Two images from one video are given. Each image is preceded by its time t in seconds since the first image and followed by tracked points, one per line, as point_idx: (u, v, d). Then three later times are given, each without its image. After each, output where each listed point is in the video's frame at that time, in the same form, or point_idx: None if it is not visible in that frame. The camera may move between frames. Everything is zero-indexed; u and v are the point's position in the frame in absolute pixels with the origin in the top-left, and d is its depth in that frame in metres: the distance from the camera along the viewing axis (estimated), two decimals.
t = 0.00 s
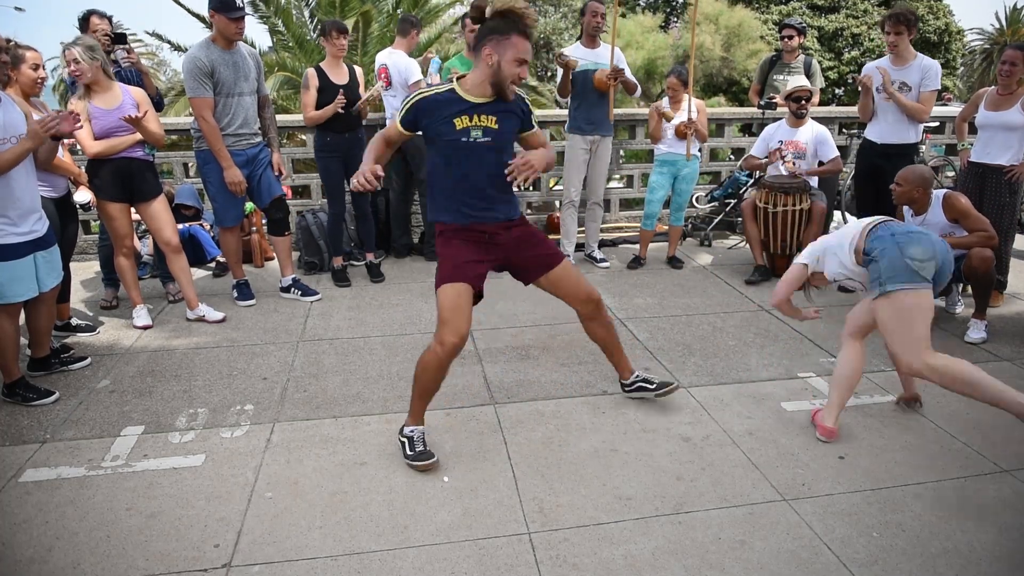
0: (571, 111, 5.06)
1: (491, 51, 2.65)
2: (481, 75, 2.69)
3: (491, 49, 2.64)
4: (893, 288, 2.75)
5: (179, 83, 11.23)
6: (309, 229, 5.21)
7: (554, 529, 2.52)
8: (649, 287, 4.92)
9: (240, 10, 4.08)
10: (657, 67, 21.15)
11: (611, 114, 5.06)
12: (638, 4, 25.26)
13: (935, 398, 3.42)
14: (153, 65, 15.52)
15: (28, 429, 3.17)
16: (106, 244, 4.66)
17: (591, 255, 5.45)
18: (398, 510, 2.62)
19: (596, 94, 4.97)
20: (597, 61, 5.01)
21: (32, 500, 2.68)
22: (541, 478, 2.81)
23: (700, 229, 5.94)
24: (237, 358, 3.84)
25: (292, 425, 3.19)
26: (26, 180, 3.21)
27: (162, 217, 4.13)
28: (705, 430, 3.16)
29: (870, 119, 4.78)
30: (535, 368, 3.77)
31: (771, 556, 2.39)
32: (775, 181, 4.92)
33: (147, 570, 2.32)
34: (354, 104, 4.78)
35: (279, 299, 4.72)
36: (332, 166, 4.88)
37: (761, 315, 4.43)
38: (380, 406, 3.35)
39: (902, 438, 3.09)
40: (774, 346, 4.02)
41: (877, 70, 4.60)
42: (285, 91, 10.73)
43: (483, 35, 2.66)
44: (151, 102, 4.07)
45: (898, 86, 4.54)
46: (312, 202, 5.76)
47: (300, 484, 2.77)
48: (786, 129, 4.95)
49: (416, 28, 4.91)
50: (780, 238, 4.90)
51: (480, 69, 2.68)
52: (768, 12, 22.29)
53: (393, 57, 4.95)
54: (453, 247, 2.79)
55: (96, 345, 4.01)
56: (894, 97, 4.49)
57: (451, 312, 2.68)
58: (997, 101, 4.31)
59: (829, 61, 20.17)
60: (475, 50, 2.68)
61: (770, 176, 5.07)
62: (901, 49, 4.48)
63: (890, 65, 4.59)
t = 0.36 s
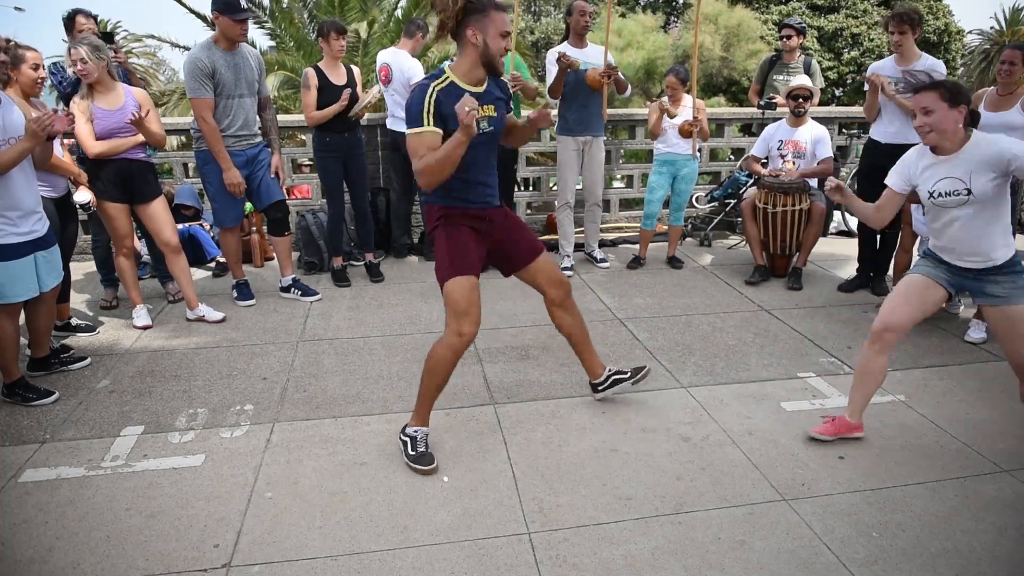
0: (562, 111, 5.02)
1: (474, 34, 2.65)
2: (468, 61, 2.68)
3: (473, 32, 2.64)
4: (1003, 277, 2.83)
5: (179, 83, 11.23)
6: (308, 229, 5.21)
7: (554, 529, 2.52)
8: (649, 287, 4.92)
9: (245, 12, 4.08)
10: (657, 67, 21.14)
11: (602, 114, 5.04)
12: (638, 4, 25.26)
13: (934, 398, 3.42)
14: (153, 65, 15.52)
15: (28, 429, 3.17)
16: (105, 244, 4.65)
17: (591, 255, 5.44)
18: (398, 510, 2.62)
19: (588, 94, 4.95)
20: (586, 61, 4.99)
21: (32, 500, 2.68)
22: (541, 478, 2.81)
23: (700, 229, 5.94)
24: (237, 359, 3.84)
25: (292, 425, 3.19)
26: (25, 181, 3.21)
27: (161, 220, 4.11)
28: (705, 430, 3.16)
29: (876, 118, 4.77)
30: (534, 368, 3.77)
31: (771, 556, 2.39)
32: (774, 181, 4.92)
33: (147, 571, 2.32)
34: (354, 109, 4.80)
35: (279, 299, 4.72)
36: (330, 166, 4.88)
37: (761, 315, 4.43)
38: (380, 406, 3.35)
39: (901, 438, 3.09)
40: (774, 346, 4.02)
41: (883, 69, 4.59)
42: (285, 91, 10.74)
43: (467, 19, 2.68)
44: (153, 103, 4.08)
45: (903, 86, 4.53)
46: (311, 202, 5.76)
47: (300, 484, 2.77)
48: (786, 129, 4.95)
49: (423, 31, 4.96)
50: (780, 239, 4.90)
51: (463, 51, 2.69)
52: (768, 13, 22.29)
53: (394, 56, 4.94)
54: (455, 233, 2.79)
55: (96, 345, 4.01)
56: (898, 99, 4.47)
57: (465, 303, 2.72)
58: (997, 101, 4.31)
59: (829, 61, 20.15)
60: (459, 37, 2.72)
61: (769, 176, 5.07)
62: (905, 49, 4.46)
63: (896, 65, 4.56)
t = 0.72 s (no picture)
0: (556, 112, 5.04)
1: (524, 84, 2.92)
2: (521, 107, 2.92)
3: (526, 82, 2.92)
4: (999, 287, 2.74)
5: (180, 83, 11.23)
6: (309, 229, 5.22)
7: (554, 529, 2.52)
8: (649, 287, 4.92)
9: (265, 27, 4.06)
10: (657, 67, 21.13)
11: (596, 115, 5.03)
12: (639, 4, 25.26)
13: (935, 398, 3.42)
14: (154, 64, 15.52)
15: (28, 429, 3.17)
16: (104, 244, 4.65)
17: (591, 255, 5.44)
18: (398, 510, 2.62)
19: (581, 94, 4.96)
20: (579, 61, 5.00)
21: (32, 500, 2.68)
22: (541, 478, 2.81)
23: (700, 229, 5.93)
24: (237, 358, 3.85)
25: (292, 425, 3.19)
26: (26, 180, 3.21)
27: (162, 219, 4.09)
28: (705, 430, 3.16)
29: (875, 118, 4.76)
30: (534, 367, 3.77)
31: (771, 556, 2.39)
32: (774, 181, 4.92)
33: (147, 571, 2.32)
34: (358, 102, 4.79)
35: (279, 299, 4.72)
36: (334, 166, 4.87)
37: (761, 315, 4.43)
38: (380, 406, 3.35)
39: (902, 438, 3.09)
40: (774, 346, 4.02)
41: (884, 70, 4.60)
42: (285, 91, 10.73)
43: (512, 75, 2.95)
44: (152, 101, 4.10)
45: (902, 86, 4.53)
46: (312, 202, 5.76)
47: (300, 484, 2.77)
48: (786, 129, 4.95)
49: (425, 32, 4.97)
50: (780, 238, 4.89)
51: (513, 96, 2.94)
52: (768, 13, 22.28)
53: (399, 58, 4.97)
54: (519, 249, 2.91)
55: (96, 345, 4.01)
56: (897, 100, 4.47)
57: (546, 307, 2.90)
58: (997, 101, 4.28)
59: (829, 61, 20.14)
60: (505, 91, 2.96)
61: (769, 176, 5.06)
62: (906, 50, 4.47)
63: (897, 66, 4.56)
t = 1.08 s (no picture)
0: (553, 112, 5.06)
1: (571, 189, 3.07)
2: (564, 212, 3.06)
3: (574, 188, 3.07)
4: (976, 248, 2.68)
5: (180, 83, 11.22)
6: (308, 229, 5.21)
7: (554, 529, 2.52)
8: (649, 287, 4.92)
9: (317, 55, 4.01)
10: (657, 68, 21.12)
11: (595, 115, 5.03)
12: (639, 4, 25.25)
13: (935, 398, 3.43)
14: (154, 64, 15.52)
15: (28, 429, 3.17)
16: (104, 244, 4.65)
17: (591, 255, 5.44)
18: (398, 510, 2.62)
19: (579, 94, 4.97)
20: (578, 61, 5.00)
21: (32, 500, 2.68)
22: (541, 478, 2.81)
23: (700, 230, 5.93)
24: (237, 358, 3.85)
25: (292, 425, 3.19)
26: (25, 180, 3.21)
27: (161, 217, 4.09)
28: (705, 430, 3.16)
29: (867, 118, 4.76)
30: (534, 367, 3.77)
31: (771, 556, 2.39)
32: (774, 181, 4.93)
33: (147, 571, 2.32)
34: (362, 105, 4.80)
35: (279, 299, 4.72)
36: (339, 166, 4.88)
37: (761, 315, 4.43)
38: (380, 406, 3.36)
39: (901, 437, 3.09)
40: (773, 346, 4.02)
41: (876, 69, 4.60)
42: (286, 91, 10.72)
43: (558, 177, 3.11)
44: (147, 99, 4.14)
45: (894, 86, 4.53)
46: (312, 202, 5.76)
47: (301, 484, 2.77)
48: (786, 129, 4.95)
49: (424, 31, 4.96)
50: (780, 238, 4.89)
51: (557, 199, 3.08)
52: (768, 13, 22.28)
53: (399, 58, 4.99)
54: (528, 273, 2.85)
55: (96, 345, 4.01)
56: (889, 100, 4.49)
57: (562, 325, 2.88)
58: (997, 101, 4.28)
59: (829, 61, 20.13)
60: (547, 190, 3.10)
61: (769, 176, 5.06)
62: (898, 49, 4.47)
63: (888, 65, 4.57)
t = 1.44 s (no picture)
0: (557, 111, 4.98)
1: (592, 129, 2.52)
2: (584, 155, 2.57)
3: (596, 127, 2.51)
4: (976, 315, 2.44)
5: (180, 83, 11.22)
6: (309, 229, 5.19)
7: (554, 529, 2.52)
8: (648, 287, 4.92)
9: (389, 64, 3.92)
10: (657, 68, 21.11)
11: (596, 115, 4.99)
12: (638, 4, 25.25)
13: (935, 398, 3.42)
14: (154, 64, 15.52)
15: (28, 429, 3.17)
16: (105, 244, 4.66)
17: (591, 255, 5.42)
18: (398, 510, 2.62)
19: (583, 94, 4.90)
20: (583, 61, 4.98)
21: (32, 500, 2.68)
22: (541, 478, 2.81)
23: (700, 229, 5.94)
24: (237, 358, 3.85)
25: (292, 425, 3.20)
26: (25, 181, 3.21)
27: (161, 217, 4.09)
28: (705, 430, 3.16)
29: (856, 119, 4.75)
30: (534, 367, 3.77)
31: (771, 556, 2.39)
32: (774, 181, 4.94)
33: (147, 571, 2.32)
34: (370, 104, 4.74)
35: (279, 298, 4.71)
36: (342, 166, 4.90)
37: (761, 315, 4.43)
38: (380, 407, 3.35)
39: (901, 437, 3.09)
40: (773, 346, 4.02)
41: (864, 68, 4.58)
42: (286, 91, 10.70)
43: (578, 110, 2.53)
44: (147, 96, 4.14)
45: (883, 84, 4.52)
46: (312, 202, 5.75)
47: (300, 484, 2.77)
48: (786, 129, 4.94)
49: (422, 31, 4.96)
50: (781, 238, 4.91)
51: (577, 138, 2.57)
52: (768, 13, 22.27)
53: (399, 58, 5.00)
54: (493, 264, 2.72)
55: (96, 345, 4.01)
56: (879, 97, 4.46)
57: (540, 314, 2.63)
58: (997, 101, 4.29)
59: (829, 61, 20.12)
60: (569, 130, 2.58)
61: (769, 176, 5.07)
62: (886, 49, 4.48)
63: (876, 64, 4.58)
